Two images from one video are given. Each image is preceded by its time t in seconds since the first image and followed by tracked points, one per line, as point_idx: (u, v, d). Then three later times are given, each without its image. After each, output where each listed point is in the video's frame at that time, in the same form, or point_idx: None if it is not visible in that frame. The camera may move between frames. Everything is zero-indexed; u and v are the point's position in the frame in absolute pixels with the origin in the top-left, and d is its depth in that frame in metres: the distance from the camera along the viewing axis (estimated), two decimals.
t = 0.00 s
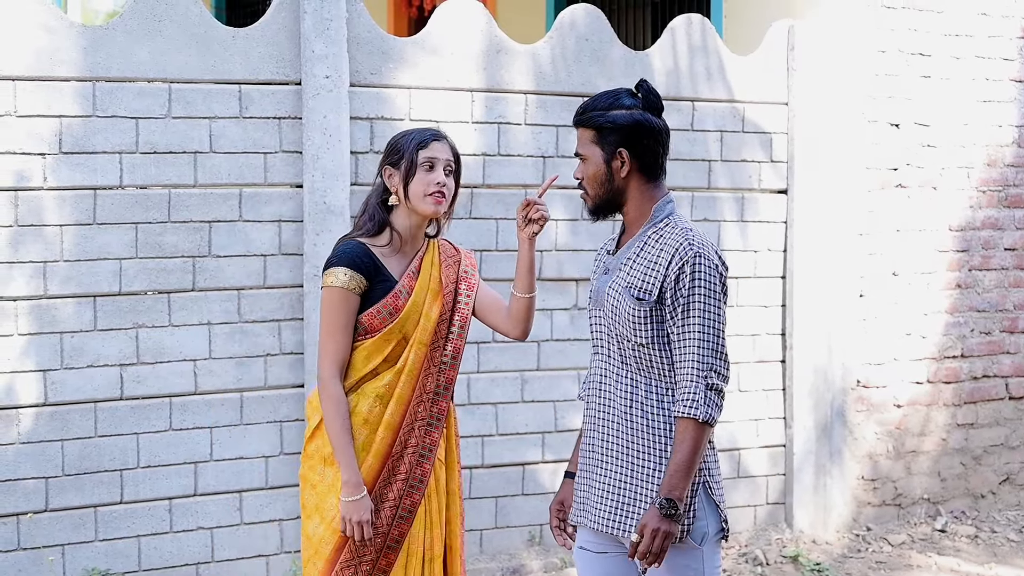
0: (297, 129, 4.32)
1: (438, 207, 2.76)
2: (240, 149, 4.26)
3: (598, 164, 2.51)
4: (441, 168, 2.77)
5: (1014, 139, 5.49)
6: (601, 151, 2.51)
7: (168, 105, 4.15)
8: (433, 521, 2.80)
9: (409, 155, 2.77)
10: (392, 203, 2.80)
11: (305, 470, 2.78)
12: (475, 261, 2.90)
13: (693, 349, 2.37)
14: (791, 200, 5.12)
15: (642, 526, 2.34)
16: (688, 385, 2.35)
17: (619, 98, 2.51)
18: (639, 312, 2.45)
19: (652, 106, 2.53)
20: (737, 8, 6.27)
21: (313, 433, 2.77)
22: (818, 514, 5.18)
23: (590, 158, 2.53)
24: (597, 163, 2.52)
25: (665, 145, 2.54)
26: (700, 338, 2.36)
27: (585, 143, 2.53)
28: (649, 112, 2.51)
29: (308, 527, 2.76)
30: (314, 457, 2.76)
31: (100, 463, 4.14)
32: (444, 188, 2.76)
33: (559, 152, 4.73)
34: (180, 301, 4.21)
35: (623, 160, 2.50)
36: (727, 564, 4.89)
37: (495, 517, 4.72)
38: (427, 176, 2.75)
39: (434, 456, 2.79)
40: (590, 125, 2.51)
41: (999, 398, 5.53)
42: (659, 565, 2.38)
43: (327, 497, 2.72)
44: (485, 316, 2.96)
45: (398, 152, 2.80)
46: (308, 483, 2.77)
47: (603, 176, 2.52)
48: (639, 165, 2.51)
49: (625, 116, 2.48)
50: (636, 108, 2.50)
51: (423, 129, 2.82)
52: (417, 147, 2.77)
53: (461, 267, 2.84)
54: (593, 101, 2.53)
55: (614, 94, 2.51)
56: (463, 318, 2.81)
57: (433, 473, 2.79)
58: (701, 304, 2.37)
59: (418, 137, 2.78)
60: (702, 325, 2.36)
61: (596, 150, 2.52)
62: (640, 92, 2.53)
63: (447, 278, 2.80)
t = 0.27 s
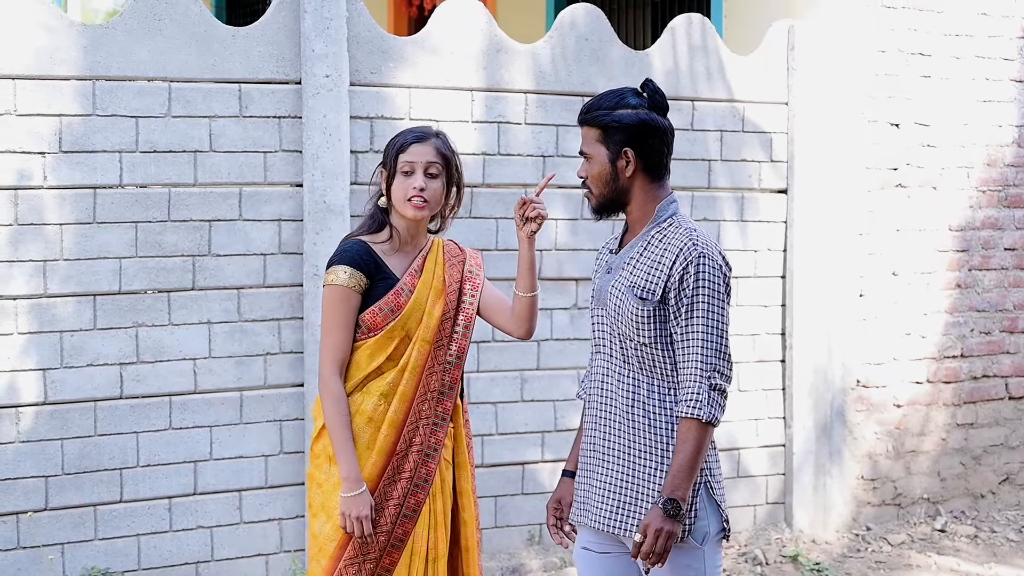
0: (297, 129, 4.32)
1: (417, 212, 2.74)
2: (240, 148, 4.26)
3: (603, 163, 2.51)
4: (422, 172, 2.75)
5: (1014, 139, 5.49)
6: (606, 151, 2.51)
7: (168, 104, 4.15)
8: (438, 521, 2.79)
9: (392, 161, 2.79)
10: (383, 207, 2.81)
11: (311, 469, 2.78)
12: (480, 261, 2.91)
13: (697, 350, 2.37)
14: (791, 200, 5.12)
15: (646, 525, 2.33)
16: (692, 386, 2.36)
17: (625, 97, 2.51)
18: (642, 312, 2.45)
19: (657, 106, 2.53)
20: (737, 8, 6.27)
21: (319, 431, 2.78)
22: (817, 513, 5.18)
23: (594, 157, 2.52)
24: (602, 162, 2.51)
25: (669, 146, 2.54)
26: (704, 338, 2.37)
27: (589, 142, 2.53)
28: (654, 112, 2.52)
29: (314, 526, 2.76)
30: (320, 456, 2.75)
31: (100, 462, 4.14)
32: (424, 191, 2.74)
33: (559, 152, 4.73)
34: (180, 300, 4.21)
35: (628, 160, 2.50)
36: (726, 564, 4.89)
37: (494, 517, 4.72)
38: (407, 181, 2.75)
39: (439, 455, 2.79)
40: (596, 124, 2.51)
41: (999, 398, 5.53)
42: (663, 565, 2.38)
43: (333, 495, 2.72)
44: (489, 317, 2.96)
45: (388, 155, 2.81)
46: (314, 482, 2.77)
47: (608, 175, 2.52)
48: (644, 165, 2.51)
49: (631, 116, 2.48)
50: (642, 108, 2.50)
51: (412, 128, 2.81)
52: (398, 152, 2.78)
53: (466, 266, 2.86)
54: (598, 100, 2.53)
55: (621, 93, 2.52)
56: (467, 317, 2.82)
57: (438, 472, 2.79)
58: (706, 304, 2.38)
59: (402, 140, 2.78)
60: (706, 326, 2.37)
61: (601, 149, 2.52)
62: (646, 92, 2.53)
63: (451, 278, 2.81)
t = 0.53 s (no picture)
0: (297, 128, 4.32)
1: (438, 211, 2.77)
2: (240, 148, 4.26)
3: (608, 162, 2.51)
4: (435, 171, 2.77)
5: (1014, 139, 5.50)
6: (612, 150, 2.51)
7: (168, 104, 4.15)
8: (443, 521, 2.79)
9: (401, 163, 2.75)
10: (391, 210, 2.80)
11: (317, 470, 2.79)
12: (483, 260, 2.91)
13: (706, 350, 2.37)
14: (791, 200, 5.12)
15: (655, 526, 2.34)
16: (700, 386, 2.36)
17: (631, 97, 2.52)
18: (649, 312, 2.45)
19: (662, 107, 2.55)
20: (737, 8, 6.28)
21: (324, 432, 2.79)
22: (817, 514, 5.18)
23: (599, 156, 2.52)
24: (607, 161, 2.51)
25: (674, 146, 2.55)
26: (712, 339, 2.37)
27: (594, 141, 2.53)
28: (660, 112, 2.53)
29: (320, 527, 2.77)
30: (325, 457, 2.76)
31: (100, 461, 4.14)
32: (440, 189, 2.76)
33: (559, 152, 4.73)
34: (180, 299, 4.21)
35: (634, 159, 2.50)
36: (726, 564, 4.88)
37: (494, 516, 4.72)
38: (422, 182, 2.75)
39: (443, 455, 2.79)
40: (602, 123, 2.51)
41: (999, 398, 5.53)
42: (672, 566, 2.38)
43: (338, 495, 2.74)
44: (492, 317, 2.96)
45: (387, 158, 2.77)
46: (320, 483, 2.78)
47: (612, 175, 2.51)
48: (650, 165, 2.51)
49: (637, 116, 2.48)
50: (648, 108, 2.51)
51: (411, 129, 2.79)
52: (405, 154, 2.75)
53: (466, 266, 2.85)
54: (604, 99, 2.53)
55: (627, 92, 2.53)
56: (468, 316, 2.81)
57: (443, 472, 2.79)
58: (714, 305, 2.39)
59: (406, 141, 2.75)
60: (715, 326, 2.38)
61: (606, 148, 2.51)
62: (652, 92, 2.55)
63: (452, 277, 2.81)
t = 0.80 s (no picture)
0: (297, 128, 4.32)
1: (430, 207, 2.76)
2: (240, 147, 4.26)
3: (613, 162, 2.51)
4: (431, 167, 2.77)
5: (1015, 139, 5.50)
6: (617, 150, 2.50)
7: (169, 104, 4.15)
8: (443, 519, 2.80)
9: (396, 157, 2.76)
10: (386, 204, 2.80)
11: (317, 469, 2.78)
12: (480, 258, 2.90)
13: (718, 351, 2.38)
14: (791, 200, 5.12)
15: (675, 527, 2.34)
16: (713, 387, 2.37)
17: (636, 96, 2.50)
18: (660, 313, 2.45)
19: (667, 107, 2.54)
20: (737, 8, 6.28)
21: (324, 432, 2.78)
22: (817, 513, 5.18)
23: (604, 156, 2.51)
24: (612, 161, 2.51)
25: (678, 146, 2.54)
26: (725, 340, 2.38)
27: (599, 141, 2.52)
28: (665, 113, 2.53)
29: (321, 527, 2.76)
30: (326, 457, 2.75)
31: (100, 461, 4.15)
32: (435, 185, 2.76)
33: (559, 151, 4.73)
34: (180, 299, 4.21)
35: (639, 160, 2.50)
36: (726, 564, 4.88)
37: (494, 516, 4.72)
38: (416, 176, 2.75)
39: (443, 453, 2.80)
40: (607, 124, 2.50)
41: (999, 398, 5.53)
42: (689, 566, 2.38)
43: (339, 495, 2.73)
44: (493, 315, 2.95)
45: (386, 153, 2.79)
46: (320, 483, 2.77)
47: (617, 175, 2.51)
48: (654, 166, 2.51)
49: (643, 117, 2.48)
50: (654, 108, 2.51)
51: (409, 126, 2.81)
52: (402, 148, 2.77)
53: (464, 264, 2.85)
54: (608, 98, 2.52)
55: (632, 92, 2.51)
56: (466, 313, 2.81)
57: (443, 470, 2.80)
58: (727, 306, 2.39)
59: (403, 137, 2.77)
60: (727, 327, 2.38)
61: (611, 148, 2.51)
62: (657, 92, 2.54)
63: (449, 274, 2.80)
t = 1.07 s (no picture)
0: (297, 128, 4.32)
1: (422, 209, 2.76)
2: (241, 147, 4.26)
3: (620, 163, 2.51)
4: (428, 168, 2.76)
5: (1015, 140, 5.50)
6: (624, 151, 2.51)
7: (169, 104, 4.15)
8: (447, 519, 2.79)
9: (395, 155, 2.77)
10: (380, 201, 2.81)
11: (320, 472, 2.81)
12: (479, 256, 2.88)
13: (734, 352, 2.39)
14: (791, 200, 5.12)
15: (696, 528, 2.35)
16: (729, 387, 2.38)
17: (644, 98, 2.51)
18: (674, 314, 2.45)
19: (675, 107, 2.54)
20: (737, 8, 6.28)
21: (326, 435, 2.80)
22: (817, 513, 5.18)
23: (611, 156, 2.52)
24: (618, 161, 2.51)
25: (685, 146, 2.54)
26: (740, 340, 2.39)
27: (606, 142, 2.53)
28: (674, 114, 2.52)
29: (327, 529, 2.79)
30: (326, 459, 2.77)
31: (100, 461, 4.15)
32: (430, 187, 2.76)
33: (559, 151, 4.73)
34: (180, 299, 4.21)
35: (647, 162, 2.50)
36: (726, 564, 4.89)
37: (494, 516, 4.72)
38: (411, 177, 2.75)
39: (445, 452, 2.79)
40: (614, 125, 2.50)
41: (999, 398, 5.53)
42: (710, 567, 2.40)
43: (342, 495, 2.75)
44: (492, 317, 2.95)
45: (386, 150, 2.79)
46: (324, 485, 2.79)
47: (624, 175, 2.51)
48: (662, 167, 2.51)
49: (651, 117, 2.48)
50: (662, 109, 2.51)
51: (413, 126, 2.80)
52: (403, 147, 2.76)
53: (461, 263, 2.84)
54: (616, 98, 2.53)
55: (639, 93, 2.52)
56: (465, 312, 2.81)
57: (446, 468, 2.80)
58: (742, 307, 2.39)
59: (405, 136, 2.77)
60: (742, 327, 2.39)
61: (618, 149, 2.51)
62: (665, 93, 2.54)
63: (445, 273, 2.80)
